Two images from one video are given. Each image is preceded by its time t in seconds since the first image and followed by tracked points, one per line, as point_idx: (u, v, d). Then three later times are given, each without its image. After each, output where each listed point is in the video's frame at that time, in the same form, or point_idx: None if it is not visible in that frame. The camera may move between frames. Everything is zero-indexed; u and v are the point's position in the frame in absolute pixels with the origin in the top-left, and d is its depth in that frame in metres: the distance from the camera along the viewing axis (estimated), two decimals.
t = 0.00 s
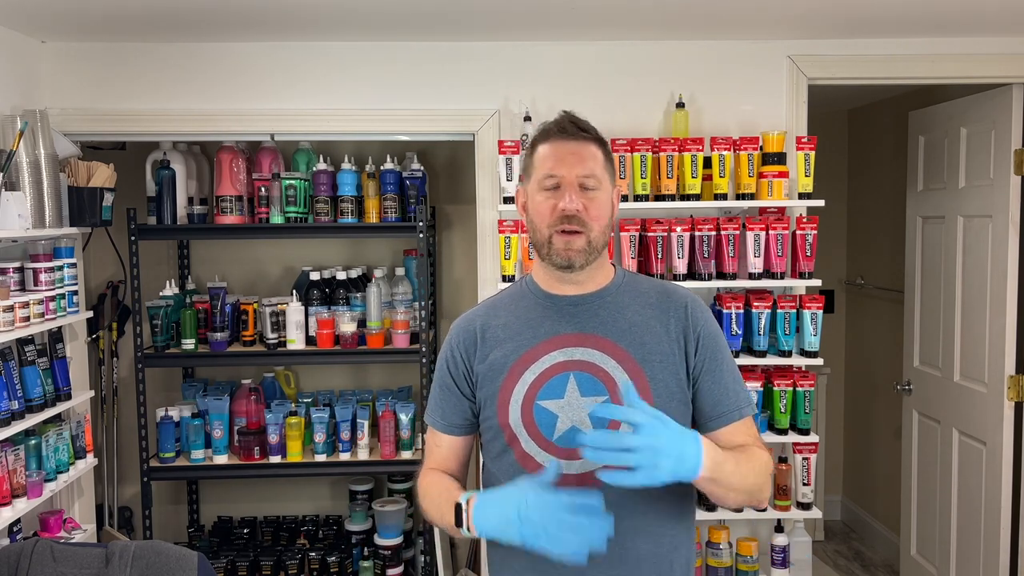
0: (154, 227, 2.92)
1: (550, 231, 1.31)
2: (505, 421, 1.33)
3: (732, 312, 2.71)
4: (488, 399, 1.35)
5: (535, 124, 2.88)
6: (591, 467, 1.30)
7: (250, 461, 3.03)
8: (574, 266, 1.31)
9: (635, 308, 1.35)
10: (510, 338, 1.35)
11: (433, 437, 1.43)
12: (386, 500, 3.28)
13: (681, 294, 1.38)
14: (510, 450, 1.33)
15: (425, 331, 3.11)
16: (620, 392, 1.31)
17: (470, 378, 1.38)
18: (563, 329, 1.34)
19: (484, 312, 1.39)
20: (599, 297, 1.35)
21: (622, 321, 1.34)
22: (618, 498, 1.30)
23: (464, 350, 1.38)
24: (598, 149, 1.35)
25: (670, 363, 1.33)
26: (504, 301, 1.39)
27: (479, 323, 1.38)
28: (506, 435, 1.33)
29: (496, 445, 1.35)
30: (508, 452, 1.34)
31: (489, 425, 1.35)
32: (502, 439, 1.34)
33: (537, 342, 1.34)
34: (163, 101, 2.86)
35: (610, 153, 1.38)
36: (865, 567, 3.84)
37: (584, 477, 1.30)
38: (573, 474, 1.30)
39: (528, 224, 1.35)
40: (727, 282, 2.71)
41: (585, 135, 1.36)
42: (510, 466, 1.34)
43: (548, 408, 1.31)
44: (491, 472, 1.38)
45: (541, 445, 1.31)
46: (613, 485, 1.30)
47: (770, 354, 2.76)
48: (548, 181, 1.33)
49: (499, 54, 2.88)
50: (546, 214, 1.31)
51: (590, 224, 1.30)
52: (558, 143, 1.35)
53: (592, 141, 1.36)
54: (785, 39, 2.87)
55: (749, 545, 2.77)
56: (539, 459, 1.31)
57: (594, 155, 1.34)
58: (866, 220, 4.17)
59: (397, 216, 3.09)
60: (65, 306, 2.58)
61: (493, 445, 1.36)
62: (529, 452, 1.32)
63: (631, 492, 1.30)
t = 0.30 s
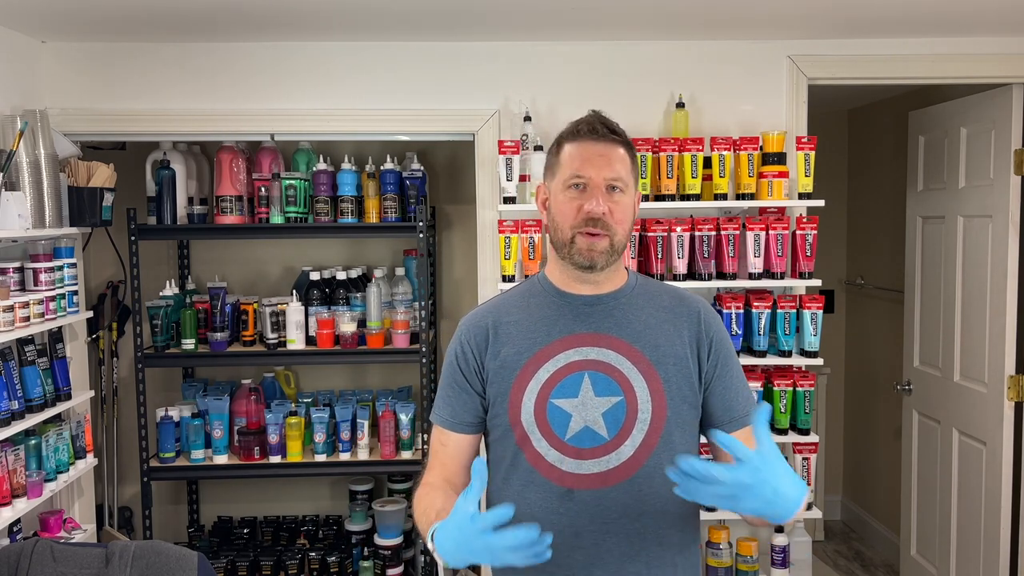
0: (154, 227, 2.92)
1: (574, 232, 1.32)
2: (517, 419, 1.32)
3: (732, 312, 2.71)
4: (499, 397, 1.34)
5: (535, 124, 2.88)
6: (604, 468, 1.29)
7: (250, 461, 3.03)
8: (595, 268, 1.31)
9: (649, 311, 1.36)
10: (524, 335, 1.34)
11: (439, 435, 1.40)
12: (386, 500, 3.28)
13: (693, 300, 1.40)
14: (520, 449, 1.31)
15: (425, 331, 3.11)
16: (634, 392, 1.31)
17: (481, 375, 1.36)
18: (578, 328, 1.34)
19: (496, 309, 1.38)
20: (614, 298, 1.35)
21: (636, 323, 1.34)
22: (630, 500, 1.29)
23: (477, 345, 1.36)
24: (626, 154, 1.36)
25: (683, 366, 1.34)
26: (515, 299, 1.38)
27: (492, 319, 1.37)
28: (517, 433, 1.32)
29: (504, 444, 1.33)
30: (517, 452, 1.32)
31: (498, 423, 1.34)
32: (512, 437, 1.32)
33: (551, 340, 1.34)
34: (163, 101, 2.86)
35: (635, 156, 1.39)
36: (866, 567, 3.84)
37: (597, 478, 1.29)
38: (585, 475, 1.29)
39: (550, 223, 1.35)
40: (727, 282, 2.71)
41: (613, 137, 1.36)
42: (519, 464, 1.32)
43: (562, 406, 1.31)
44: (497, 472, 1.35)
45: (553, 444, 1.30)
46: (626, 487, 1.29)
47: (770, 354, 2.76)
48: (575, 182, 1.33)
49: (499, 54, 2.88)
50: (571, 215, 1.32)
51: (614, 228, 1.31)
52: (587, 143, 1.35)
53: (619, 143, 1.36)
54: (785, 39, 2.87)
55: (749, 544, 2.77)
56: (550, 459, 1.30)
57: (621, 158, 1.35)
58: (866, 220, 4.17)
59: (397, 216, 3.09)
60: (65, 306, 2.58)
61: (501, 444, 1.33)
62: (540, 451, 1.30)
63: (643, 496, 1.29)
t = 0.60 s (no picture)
0: (154, 227, 2.92)
1: (587, 229, 1.30)
2: (523, 417, 1.31)
3: (732, 312, 2.71)
4: (505, 394, 1.32)
5: (535, 124, 2.88)
6: (610, 467, 1.30)
7: (251, 461, 3.03)
8: (606, 267, 1.30)
9: (652, 311, 1.36)
10: (530, 333, 1.33)
11: (437, 432, 1.34)
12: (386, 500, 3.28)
13: (693, 300, 1.41)
14: (525, 447, 1.30)
15: (425, 331, 3.11)
16: (638, 392, 1.32)
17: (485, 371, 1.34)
18: (583, 327, 1.34)
19: (501, 303, 1.36)
20: (618, 297, 1.35)
21: (640, 323, 1.35)
22: (634, 497, 1.30)
23: (482, 341, 1.34)
24: (640, 156, 1.36)
25: (686, 366, 1.35)
26: (519, 295, 1.37)
27: (497, 314, 1.35)
28: (522, 431, 1.31)
29: (508, 442, 1.32)
30: (523, 451, 1.31)
31: (503, 421, 1.32)
32: (517, 436, 1.31)
33: (557, 338, 1.33)
34: (163, 101, 2.86)
35: (647, 160, 1.39)
36: (866, 567, 3.84)
37: (602, 477, 1.29)
38: (590, 473, 1.29)
39: (562, 220, 1.34)
40: (727, 282, 2.71)
41: (629, 139, 1.36)
42: (523, 463, 1.31)
43: (569, 405, 1.31)
44: (500, 470, 1.34)
45: (560, 443, 1.30)
46: (630, 485, 1.30)
47: (770, 354, 2.76)
48: (590, 180, 1.32)
49: (499, 54, 2.88)
50: (585, 212, 1.30)
51: (627, 228, 1.30)
52: (603, 142, 1.34)
53: (634, 146, 1.36)
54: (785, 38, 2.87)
55: (748, 544, 2.77)
56: (556, 457, 1.30)
57: (636, 161, 1.35)
58: (867, 220, 4.17)
59: (397, 216, 3.09)
60: (65, 306, 2.58)
61: (505, 441, 1.32)
62: (547, 449, 1.30)
63: (646, 493, 1.30)
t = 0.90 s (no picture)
0: (154, 227, 2.92)
1: (572, 225, 1.29)
2: (518, 420, 1.29)
3: (732, 312, 2.71)
4: (500, 397, 1.31)
5: (535, 124, 2.88)
6: (605, 468, 1.29)
7: (250, 461, 3.03)
8: (589, 264, 1.29)
9: (642, 310, 1.36)
10: (523, 335, 1.32)
11: (434, 438, 1.31)
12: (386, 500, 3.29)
13: (679, 298, 1.41)
14: (520, 450, 1.29)
15: (425, 331, 3.11)
16: (632, 393, 1.31)
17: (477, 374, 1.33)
18: (576, 328, 1.32)
19: (492, 305, 1.35)
20: (608, 297, 1.34)
21: (630, 322, 1.34)
22: (630, 497, 1.30)
23: (476, 345, 1.32)
24: (633, 155, 1.35)
25: (675, 365, 1.35)
26: (510, 296, 1.35)
27: (490, 316, 1.33)
28: (517, 434, 1.29)
29: (503, 445, 1.30)
30: (518, 454, 1.29)
31: (497, 423, 1.31)
32: (512, 439, 1.30)
33: (550, 340, 1.32)
34: (163, 101, 2.86)
35: (642, 161, 1.38)
36: (865, 567, 3.84)
37: (598, 478, 1.29)
38: (586, 475, 1.28)
39: (549, 214, 1.33)
40: (727, 282, 2.71)
41: (623, 138, 1.35)
42: (518, 466, 1.29)
43: (563, 408, 1.29)
44: (495, 472, 1.32)
45: (555, 445, 1.29)
46: (625, 486, 1.30)
47: (770, 354, 2.76)
48: (579, 176, 1.31)
49: (499, 54, 2.88)
50: (572, 208, 1.29)
51: (613, 226, 1.29)
52: (596, 138, 1.33)
53: (628, 146, 1.35)
54: (785, 39, 2.87)
55: (749, 544, 2.77)
56: (552, 460, 1.28)
57: (628, 160, 1.34)
58: (866, 220, 4.17)
59: (397, 216, 3.09)
60: (65, 306, 2.58)
61: (499, 444, 1.31)
62: (542, 453, 1.29)
63: (641, 493, 1.31)
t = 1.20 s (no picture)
0: (154, 227, 2.92)
1: (548, 228, 1.30)
2: (506, 417, 1.30)
3: (732, 312, 2.71)
4: (488, 395, 1.31)
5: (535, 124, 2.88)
6: (595, 463, 1.28)
7: (251, 461, 3.03)
8: (570, 263, 1.29)
9: (630, 304, 1.35)
10: (510, 334, 1.32)
11: (426, 439, 1.33)
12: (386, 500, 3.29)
13: (668, 292, 1.40)
14: (509, 447, 1.29)
15: (426, 332, 3.11)
16: (620, 387, 1.31)
17: (465, 374, 1.34)
18: (563, 325, 1.32)
19: (479, 306, 1.36)
20: (595, 294, 1.34)
21: (619, 318, 1.34)
22: (622, 491, 1.29)
23: (462, 346, 1.33)
24: (598, 150, 1.34)
25: (665, 359, 1.34)
26: (498, 296, 1.36)
27: (476, 317, 1.35)
28: (506, 431, 1.29)
29: (493, 442, 1.30)
30: (508, 450, 1.29)
31: (487, 421, 1.31)
32: (501, 436, 1.30)
33: (537, 338, 1.32)
34: (163, 101, 2.86)
35: (609, 153, 1.37)
36: (865, 567, 3.84)
37: (587, 473, 1.28)
38: (575, 470, 1.28)
39: (525, 220, 1.34)
40: (727, 282, 2.71)
41: (585, 134, 1.34)
42: (508, 463, 1.29)
43: (551, 404, 1.29)
44: (486, 471, 1.32)
45: (544, 442, 1.28)
46: (616, 480, 1.29)
47: (770, 354, 2.76)
48: (547, 179, 1.31)
49: (499, 54, 2.88)
50: (544, 212, 1.30)
51: (587, 223, 1.29)
52: (559, 140, 1.33)
53: (592, 141, 1.34)
54: (785, 39, 2.87)
55: (749, 544, 2.77)
56: (541, 455, 1.28)
57: (594, 155, 1.33)
58: (866, 220, 4.17)
59: (397, 216, 3.09)
60: (65, 306, 2.58)
61: (489, 442, 1.31)
62: (531, 449, 1.28)
63: (633, 487, 1.29)
